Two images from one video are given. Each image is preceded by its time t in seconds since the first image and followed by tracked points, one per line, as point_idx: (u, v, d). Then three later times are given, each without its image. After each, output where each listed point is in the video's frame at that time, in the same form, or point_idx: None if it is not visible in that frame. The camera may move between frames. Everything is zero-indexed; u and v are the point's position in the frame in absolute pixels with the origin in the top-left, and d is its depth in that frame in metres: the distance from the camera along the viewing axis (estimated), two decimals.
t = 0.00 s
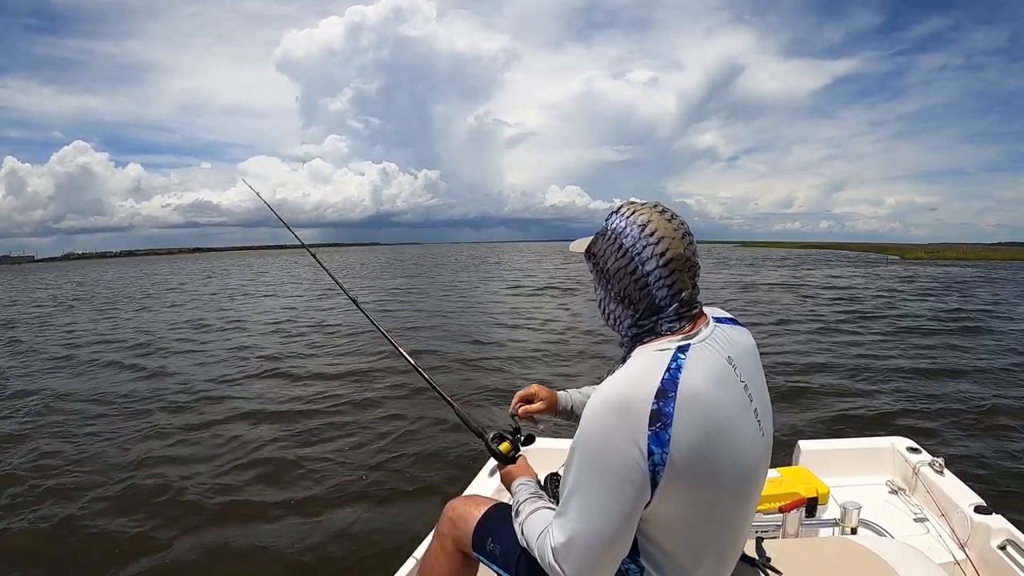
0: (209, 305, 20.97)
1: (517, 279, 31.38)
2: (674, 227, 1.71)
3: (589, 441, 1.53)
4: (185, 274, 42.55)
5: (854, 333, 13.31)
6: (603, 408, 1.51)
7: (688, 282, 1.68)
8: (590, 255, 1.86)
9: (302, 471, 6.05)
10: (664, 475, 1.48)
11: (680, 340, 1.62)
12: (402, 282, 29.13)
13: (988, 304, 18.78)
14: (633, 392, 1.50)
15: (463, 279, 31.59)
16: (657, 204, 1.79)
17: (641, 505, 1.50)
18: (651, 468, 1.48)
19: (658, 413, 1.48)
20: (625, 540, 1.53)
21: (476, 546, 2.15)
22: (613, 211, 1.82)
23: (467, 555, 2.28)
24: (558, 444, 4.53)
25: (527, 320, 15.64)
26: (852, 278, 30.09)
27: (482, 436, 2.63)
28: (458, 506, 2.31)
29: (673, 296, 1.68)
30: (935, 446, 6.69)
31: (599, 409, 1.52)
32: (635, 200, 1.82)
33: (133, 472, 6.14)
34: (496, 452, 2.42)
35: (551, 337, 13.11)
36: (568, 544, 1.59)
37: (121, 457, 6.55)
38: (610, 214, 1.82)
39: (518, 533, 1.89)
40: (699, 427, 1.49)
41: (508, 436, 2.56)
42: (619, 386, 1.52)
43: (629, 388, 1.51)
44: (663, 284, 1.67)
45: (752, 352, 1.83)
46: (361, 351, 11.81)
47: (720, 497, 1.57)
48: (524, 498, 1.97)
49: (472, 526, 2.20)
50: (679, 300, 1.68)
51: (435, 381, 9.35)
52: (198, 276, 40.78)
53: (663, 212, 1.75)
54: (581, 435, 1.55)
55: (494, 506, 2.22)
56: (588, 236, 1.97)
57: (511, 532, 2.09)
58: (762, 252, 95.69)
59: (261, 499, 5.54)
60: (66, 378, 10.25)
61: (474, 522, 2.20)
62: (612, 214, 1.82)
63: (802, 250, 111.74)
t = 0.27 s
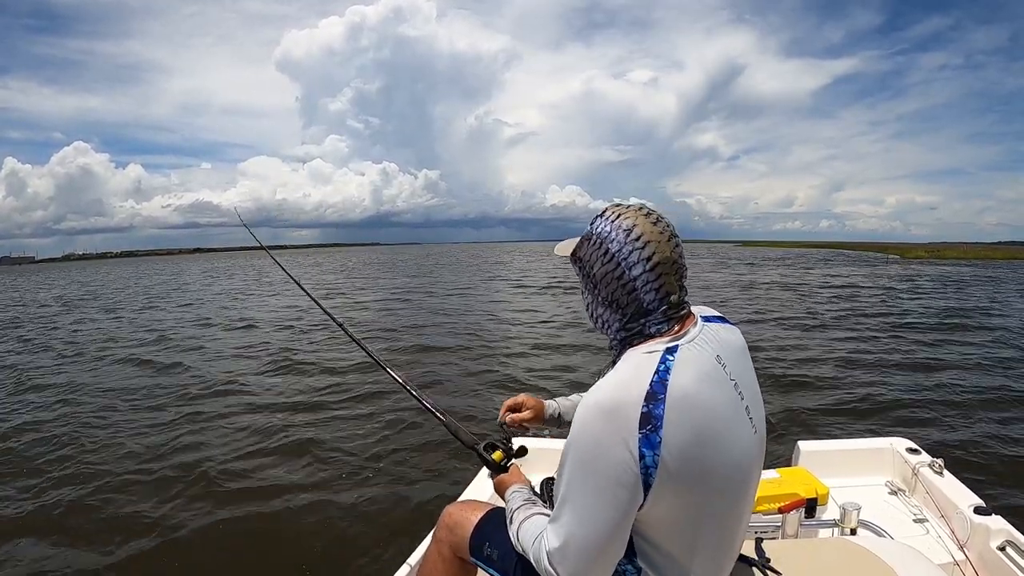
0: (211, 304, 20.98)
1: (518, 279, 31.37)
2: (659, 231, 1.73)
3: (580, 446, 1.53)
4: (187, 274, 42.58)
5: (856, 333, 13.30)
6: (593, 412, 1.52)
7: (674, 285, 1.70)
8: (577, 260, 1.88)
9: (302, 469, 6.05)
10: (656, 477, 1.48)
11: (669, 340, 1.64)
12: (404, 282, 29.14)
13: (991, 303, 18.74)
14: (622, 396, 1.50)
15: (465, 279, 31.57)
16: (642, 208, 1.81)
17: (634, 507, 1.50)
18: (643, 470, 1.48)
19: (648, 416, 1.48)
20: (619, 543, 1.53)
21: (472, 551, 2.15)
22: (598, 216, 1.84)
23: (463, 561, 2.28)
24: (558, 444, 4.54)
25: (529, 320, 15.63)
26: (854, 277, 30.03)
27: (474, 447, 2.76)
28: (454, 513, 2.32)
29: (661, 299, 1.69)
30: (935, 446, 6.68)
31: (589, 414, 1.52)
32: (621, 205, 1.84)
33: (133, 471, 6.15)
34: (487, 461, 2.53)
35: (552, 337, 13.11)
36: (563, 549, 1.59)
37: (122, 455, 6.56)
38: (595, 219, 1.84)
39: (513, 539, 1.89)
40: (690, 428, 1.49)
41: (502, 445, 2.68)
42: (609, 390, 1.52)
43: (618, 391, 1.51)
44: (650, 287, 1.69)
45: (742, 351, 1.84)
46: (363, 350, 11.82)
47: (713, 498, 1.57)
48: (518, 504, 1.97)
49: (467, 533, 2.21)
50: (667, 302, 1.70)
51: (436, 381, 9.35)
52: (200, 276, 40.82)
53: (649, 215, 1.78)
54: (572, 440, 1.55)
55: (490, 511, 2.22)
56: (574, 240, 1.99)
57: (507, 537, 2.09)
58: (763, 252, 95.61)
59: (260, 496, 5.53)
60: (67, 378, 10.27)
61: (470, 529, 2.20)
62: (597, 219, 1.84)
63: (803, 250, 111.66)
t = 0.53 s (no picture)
0: (212, 305, 20.98)
1: (519, 279, 31.35)
2: (644, 232, 1.73)
3: (576, 448, 1.53)
4: (188, 275, 42.58)
5: (857, 333, 13.27)
6: (588, 415, 1.52)
7: (662, 285, 1.71)
8: (564, 264, 1.88)
9: (302, 473, 6.05)
10: (653, 477, 1.48)
11: (659, 340, 1.64)
12: (405, 283, 29.12)
13: (993, 303, 18.68)
14: (615, 397, 1.51)
15: (465, 279, 31.56)
16: (626, 209, 1.81)
17: (632, 509, 1.50)
18: (640, 471, 1.47)
19: (643, 416, 1.48)
20: (618, 545, 1.53)
21: (469, 555, 2.16)
22: (582, 220, 1.84)
23: (461, 564, 2.29)
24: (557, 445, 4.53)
25: (530, 320, 15.63)
26: (856, 277, 29.98)
27: (470, 453, 2.78)
28: (452, 516, 2.32)
29: (649, 299, 1.69)
30: (935, 446, 6.67)
31: (583, 417, 1.53)
32: (605, 207, 1.84)
33: (133, 475, 6.15)
34: (483, 466, 2.54)
35: (553, 337, 13.09)
36: (562, 552, 1.59)
37: (122, 459, 6.56)
38: (579, 222, 1.84)
39: (511, 543, 1.89)
40: (684, 426, 1.50)
41: (496, 451, 2.67)
42: (603, 391, 1.53)
43: (612, 393, 1.51)
44: (638, 288, 1.69)
45: (734, 348, 1.85)
46: (363, 351, 11.82)
47: (711, 497, 1.57)
48: (516, 510, 1.98)
49: (465, 537, 2.21)
50: (655, 303, 1.70)
51: (436, 381, 9.34)
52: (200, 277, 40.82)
53: (633, 216, 1.78)
54: (568, 442, 1.55)
55: (487, 515, 2.22)
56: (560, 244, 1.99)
57: (505, 542, 2.09)
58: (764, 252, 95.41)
59: (261, 500, 5.54)
60: (67, 381, 10.27)
61: (468, 533, 2.20)
62: (581, 222, 1.84)
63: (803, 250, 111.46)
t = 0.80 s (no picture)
0: (211, 305, 20.98)
1: (519, 279, 31.37)
2: (640, 232, 1.73)
3: (577, 447, 1.53)
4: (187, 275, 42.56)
5: (856, 333, 13.28)
6: (589, 414, 1.52)
7: (659, 284, 1.71)
8: (560, 266, 1.88)
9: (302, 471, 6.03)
10: (654, 477, 1.48)
11: (658, 339, 1.64)
12: (404, 283, 29.12)
13: (992, 303, 18.68)
14: (615, 396, 1.51)
15: (465, 279, 31.56)
16: (621, 209, 1.81)
17: (632, 508, 1.50)
18: (640, 470, 1.47)
19: (644, 415, 1.48)
20: (619, 544, 1.53)
21: (469, 556, 2.16)
22: (578, 221, 1.84)
23: (461, 565, 2.29)
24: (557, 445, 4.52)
25: (530, 320, 15.62)
26: (855, 277, 29.99)
27: (469, 455, 2.78)
28: (451, 518, 2.32)
29: (647, 299, 1.70)
30: (936, 446, 6.67)
31: (584, 416, 1.53)
32: (601, 208, 1.85)
33: (132, 471, 6.12)
34: (482, 468, 2.53)
35: (553, 337, 13.08)
36: (562, 551, 1.59)
37: (121, 456, 6.54)
38: (575, 224, 1.84)
39: (512, 543, 1.89)
40: (685, 425, 1.50)
41: (495, 452, 2.67)
42: (603, 391, 1.53)
43: (612, 392, 1.51)
44: (636, 288, 1.69)
45: (733, 348, 1.84)
46: (363, 351, 11.81)
47: (711, 496, 1.57)
48: (515, 511, 1.98)
49: (465, 538, 2.21)
50: (653, 302, 1.70)
51: (436, 381, 9.33)
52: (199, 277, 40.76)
53: (628, 216, 1.78)
54: (568, 441, 1.55)
55: (487, 516, 2.22)
56: (557, 247, 1.99)
57: (504, 542, 2.09)
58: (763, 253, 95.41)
59: (260, 499, 5.52)
60: (67, 380, 10.25)
61: (467, 535, 2.20)
62: (577, 224, 1.84)
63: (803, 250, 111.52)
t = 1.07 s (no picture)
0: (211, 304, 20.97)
1: (519, 279, 31.40)
2: (641, 233, 1.73)
3: (578, 448, 1.53)
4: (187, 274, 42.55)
5: (856, 333, 13.30)
6: (590, 415, 1.52)
7: (660, 285, 1.71)
8: (561, 266, 1.88)
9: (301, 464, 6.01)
10: (655, 477, 1.48)
11: (659, 340, 1.64)
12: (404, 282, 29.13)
13: (990, 304, 18.73)
14: (617, 398, 1.51)
15: (465, 279, 31.59)
16: (622, 210, 1.81)
17: (633, 509, 1.50)
18: (642, 471, 1.47)
19: (645, 416, 1.48)
20: (620, 546, 1.53)
21: (468, 559, 2.16)
22: (578, 221, 1.84)
23: (460, 567, 2.29)
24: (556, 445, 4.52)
25: (530, 320, 15.62)
26: (854, 278, 30.05)
27: (467, 458, 2.78)
28: (450, 520, 2.31)
29: (648, 300, 1.70)
30: (935, 446, 6.68)
31: (585, 417, 1.53)
32: (601, 208, 1.85)
33: (131, 465, 6.10)
34: (481, 470, 2.55)
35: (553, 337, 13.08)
36: (563, 552, 1.59)
37: (120, 450, 6.51)
38: (576, 224, 1.84)
39: (512, 546, 1.89)
40: (686, 426, 1.50)
41: (493, 455, 2.68)
42: (604, 392, 1.53)
43: (613, 392, 1.51)
44: (637, 289, 1.69)
45: (733, 348, 1.85)
46: (363, 351, 11.81)
47: (712, 498, 1.57)
48: (515, 513, 1.98)
49: (464, 541, 2.21)
50: (654, 303, 1.70)
51: (436, 380, 9.33)
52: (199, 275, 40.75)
53: (629, 217, 1.78)
54: (570, 442, 1.55)
55: (486, 518, 2.22)
56: (557, 247, 1.99)
57: (503, 544, 2.09)
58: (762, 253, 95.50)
59: (258, 490, 5.49)
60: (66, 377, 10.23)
61: (467, 537, 2.20)
62: (578, 224, 1.84)
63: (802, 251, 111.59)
